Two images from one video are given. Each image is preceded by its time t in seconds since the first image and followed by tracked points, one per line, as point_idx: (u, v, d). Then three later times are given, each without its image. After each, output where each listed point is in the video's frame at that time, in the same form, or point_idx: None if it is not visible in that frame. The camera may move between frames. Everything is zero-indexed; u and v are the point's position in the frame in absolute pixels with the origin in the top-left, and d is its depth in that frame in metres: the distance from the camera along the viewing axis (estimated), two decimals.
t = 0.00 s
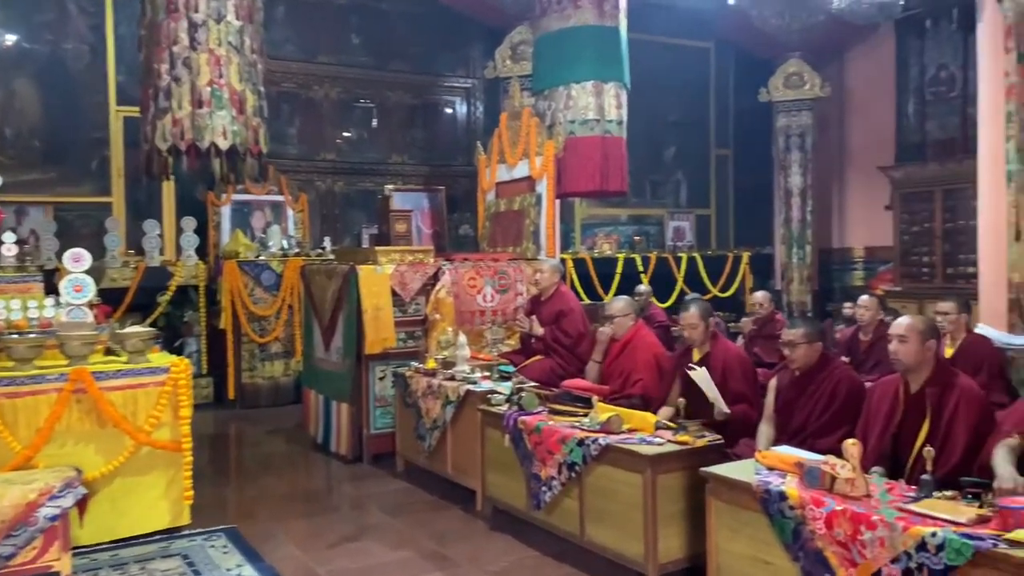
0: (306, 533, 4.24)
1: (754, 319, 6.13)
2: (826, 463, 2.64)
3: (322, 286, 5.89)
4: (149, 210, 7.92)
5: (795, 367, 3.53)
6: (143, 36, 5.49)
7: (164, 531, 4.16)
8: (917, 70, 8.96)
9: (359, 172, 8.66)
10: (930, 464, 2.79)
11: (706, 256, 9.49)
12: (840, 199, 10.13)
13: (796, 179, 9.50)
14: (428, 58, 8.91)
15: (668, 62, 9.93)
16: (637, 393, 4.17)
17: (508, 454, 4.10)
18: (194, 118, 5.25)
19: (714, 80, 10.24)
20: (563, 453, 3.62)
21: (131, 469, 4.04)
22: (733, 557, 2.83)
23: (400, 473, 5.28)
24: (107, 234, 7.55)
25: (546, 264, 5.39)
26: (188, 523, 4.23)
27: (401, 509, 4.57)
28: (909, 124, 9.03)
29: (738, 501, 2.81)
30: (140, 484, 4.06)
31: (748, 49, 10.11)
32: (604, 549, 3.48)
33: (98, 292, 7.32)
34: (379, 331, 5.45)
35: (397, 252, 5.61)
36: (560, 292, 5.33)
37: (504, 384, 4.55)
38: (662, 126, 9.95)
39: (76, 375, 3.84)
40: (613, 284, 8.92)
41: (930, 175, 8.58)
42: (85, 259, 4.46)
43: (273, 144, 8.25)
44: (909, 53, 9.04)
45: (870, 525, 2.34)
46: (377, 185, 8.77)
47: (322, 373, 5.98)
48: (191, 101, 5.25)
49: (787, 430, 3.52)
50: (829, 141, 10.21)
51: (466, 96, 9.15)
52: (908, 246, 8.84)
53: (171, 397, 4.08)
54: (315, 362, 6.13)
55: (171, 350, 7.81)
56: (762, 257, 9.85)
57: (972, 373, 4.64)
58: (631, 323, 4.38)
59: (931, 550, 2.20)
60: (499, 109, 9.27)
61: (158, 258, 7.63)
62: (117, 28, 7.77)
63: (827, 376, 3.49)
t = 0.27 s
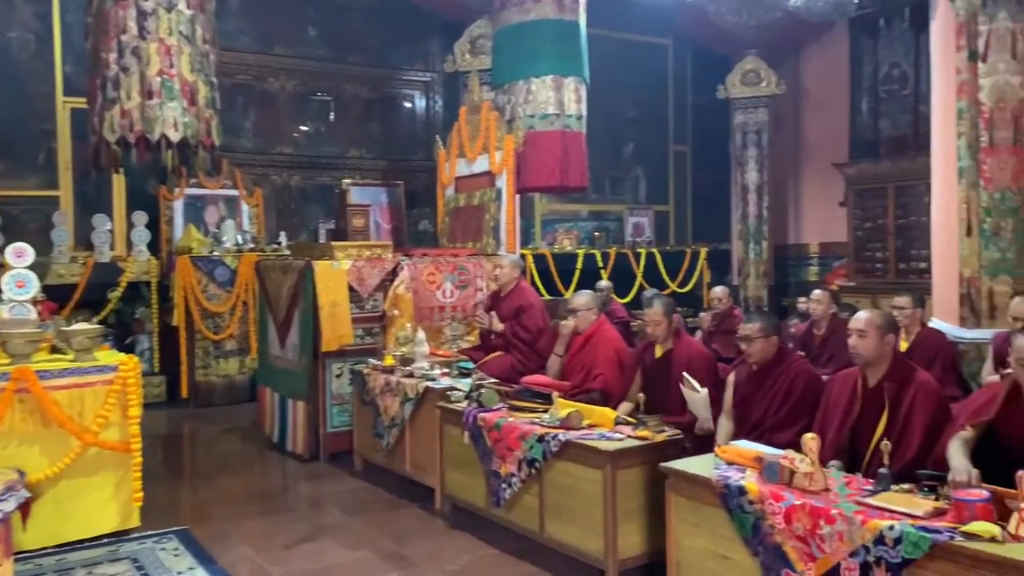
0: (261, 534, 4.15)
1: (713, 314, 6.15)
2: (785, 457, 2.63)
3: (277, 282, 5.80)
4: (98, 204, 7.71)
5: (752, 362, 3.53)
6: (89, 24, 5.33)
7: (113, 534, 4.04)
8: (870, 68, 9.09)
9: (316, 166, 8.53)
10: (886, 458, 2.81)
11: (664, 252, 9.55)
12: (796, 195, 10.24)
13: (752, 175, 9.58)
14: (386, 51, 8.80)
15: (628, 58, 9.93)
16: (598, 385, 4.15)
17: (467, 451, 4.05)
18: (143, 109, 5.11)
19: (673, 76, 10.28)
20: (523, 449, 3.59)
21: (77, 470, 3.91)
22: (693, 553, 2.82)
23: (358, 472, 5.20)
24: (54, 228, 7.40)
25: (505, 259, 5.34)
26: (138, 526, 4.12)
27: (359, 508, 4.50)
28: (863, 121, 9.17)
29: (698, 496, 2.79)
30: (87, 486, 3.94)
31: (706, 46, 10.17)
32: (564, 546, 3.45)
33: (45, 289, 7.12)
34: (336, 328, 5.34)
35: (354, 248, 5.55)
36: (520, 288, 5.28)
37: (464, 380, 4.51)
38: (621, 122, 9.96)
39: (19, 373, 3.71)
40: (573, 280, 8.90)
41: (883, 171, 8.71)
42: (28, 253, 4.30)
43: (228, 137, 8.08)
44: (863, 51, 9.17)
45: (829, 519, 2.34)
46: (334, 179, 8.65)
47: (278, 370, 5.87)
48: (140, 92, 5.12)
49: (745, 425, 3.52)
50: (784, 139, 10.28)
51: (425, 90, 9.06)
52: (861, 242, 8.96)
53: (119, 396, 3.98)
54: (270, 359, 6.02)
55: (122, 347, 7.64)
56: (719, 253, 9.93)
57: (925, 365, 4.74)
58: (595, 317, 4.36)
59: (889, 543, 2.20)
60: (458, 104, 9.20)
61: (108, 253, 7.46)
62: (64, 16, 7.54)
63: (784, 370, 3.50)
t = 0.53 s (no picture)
0: (221, 534, 4.06)
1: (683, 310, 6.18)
2: (751, 454, 2.61)
3: (241, 277, 5.69)
4: (58, 196, 7.53)
5: (720, 357, 3.51)
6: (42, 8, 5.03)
7: (67, 535, 3.92)
8: (838, 66, 9.14)
9: (282, 159, 8.37)
10: (852, 454, 2.80)
11: (633, 248, 9.57)
12: (764, 192, 10.29)
13: (721, 172, 9.59)
14: (355, 44, 8.69)
15: (599, 53, 9.90)
16: (566, 380, 4.11)
17: (434, 448, 3.99)
18: (101, 98, 5.02)
19: (643, 72, 10.26)
20: (490, 446, 3.54)
21: (30, 470, 3.79)
22: (659, 551, 2.79)
23: (322, 469, 5.12)
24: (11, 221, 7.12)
25: (474, 254, 5.28)
26: (93, 526, 4.01)
27: (323, 507, 4.42)
28: (830, 119, 9.22)
29: (665, 493, 2.76)
30: (39, 485, 3.82)
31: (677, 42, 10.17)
32: (531, 543, 3.41)
33: None
34: (300, 323, 5.25)
35: (319, 242, 5.43)
36: (488, 282, 5.23)
37: (431, 376, 4.45)
38: (592, 118, 9.92)
39: None
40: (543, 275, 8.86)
41: (849, 169, 8.76)
42: None
43: (193, 129, 7.93)
44: (831, 49, 9.22)
45: (795, 516, 2.32)
46: (301, 173, 8.53)
47: (241, 366, 5.76)
48: (99, 81, 5.02)
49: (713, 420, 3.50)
50: (754, 136, 10.35)
51: (394, 83, 8.96)
52: (828, 239, 9.02)
53: (74, 392, 3.87)
54: (233, 355, 5.91)
55: (82, 343, 7.53)
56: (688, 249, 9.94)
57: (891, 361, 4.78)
58: (564, 313, 4.30)
59: (855, 541, 2.18)
60: (428, 97, 9.11)
61: (67, 247, 7.21)
62: (21, 3, 7.33)
63: (751, 365, 3.49)
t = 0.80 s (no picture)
0: (189, 535, 3.97)
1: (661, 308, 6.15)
2: (726, 455, 2.56)
3: (213, 272, 5.59)
4: (28, 190, 7.29)
5: (696, 355, 3.47)
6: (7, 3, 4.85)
7: (29, 536, 3.82)
8: (817, 67, 9.11)
9: (259, 153, 8.23)
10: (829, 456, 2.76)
11: (613, 246, 9.52)
12: (744, 190, 10.29)
13: (701, 170, 9.57)
14: (333, 37, 8.58)
15: (579, 50, 9.84)
16: (542, 379, 4.06)
17: (407, 447, 3.93)
18: (68, 88, 4.71)
19: (624, 69, 10.21)
20: (463, 446, 3.47)
21: None
22: (633, 553, 2.74)
23: (295, 469, 5.05)
24: None
25: (449, 250, 5.20)
26: (56, 527, 3.91)
27: (294, 507, 4.35)
28: (810, 118, 9.24)
29: (639, 495, 2.71)
30: None
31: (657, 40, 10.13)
32: (503, 545, 3.35)
33: None
34: (272, 320, 5.15)
35: (293, 237, 5.35)
36: (464, 279, 5.17)
37: (405, 375, 4.38)
38: (572, 115, 9.87)
39: None
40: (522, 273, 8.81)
41: (827, 168, 8.77)
42: None
43: (167, 122, 7.79)
44: (810, 48, 9.22)
45: (770, 519, 2.28)
46: (277, 168, 8.38)
47: (213, 364, 5.66)
48: (65, 71, 4.72)
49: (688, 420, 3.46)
50: (734, 134, 10.34)
51: (373, 77, 8.86)
52: (807, 238, 9.03)
53: (37, 390, 3.76)
54: (205, 352, 5.81)
55: (52, 339, 7.36)
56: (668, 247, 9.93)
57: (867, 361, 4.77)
58: (541, 310, 4.24)
59: (830, 544, 2.14)
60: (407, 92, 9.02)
61: (36, 240, 7.09)
62: None
63: (727, 363, 3.46)
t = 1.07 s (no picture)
0: (160, 536, 3.90)
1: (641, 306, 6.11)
2: (703, 456, 2.52)
3: (187, 268, 5.50)
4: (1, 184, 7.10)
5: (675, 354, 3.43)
6: None
7: None
8: (800, 64, 9.15)
9: (239, 149, 8.12)
10: (806, 457, 2.72)
11: (596, 243, 9.48)
12: (726, 188, 10.27)
13: (684, 168, 9.55)
14: (314, 31, 8.48)
15: (563, 47, 9.79)
16: (520, 378, 4.00)
17: (382, 447, 3.87)
18: (37, 80, 4.43)
19: (608, 66, 10.17)
20: (438, 446, 3.42)
21: None
22: (609, 556, 2.70)
23: (270, 468, 4.97)
24: None
25: (427, 248, 5.15)
26: (22, 529, 3.82)
27: (268, 508, 4.28)
28: (792, 116, 9.24)
29: (616, 496, 2.66)
30: None
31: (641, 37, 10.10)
32: (479, 547, 3.30)
33: None
34: (248, 317, 5.07)
35: (269, 233, 5.26)
36: (443, 277, 5.10)
37: (381, 373, 4.31)
38: (555, 112, 9.82)
39: None
40: (505, 270, 8.75)
41: (810, 166, 8.78)
42: None
43: (146, 117, 7.67)
44: (793, 47, 9.23)
45: (747, 522, 2.24)
46: (257, 163, 8.26)
47: (187, 361, 5.57)
48: (34, 61, 4.44)
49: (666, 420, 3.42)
50: (716, 132, 10.34)
51: (355, 72, 8.77)
52: (789, 236, 9.03)
53: (2, 388, 3.67)
54: (179, 350, 5.72)
55: (25, 335, 7.20)
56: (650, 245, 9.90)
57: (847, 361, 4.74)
58: (520, 307, 4.18)
59: (807, 548, 2.10)
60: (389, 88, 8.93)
61: (9, 235, 6.98)
62: None
63: (705, 362, 3.42)
